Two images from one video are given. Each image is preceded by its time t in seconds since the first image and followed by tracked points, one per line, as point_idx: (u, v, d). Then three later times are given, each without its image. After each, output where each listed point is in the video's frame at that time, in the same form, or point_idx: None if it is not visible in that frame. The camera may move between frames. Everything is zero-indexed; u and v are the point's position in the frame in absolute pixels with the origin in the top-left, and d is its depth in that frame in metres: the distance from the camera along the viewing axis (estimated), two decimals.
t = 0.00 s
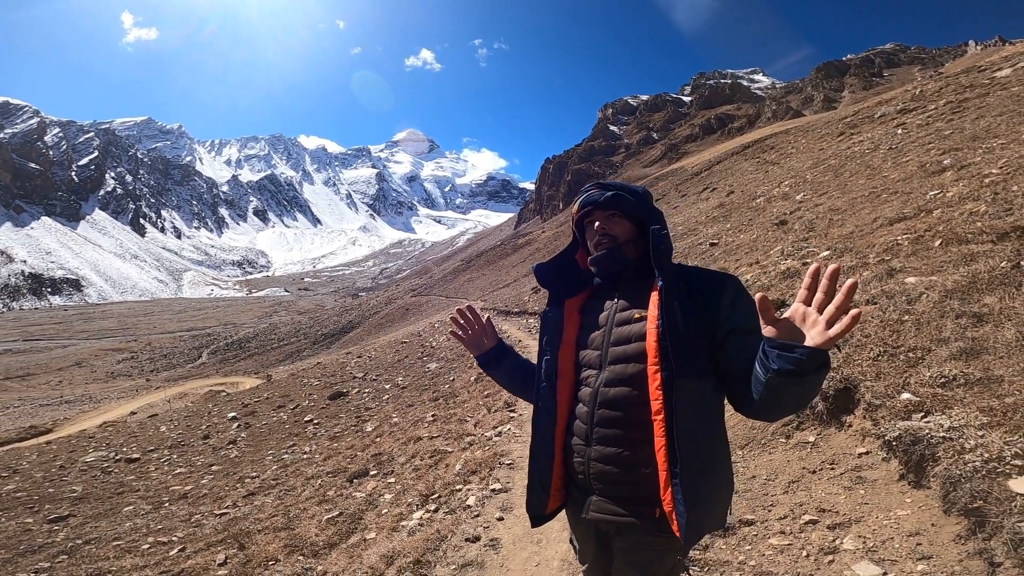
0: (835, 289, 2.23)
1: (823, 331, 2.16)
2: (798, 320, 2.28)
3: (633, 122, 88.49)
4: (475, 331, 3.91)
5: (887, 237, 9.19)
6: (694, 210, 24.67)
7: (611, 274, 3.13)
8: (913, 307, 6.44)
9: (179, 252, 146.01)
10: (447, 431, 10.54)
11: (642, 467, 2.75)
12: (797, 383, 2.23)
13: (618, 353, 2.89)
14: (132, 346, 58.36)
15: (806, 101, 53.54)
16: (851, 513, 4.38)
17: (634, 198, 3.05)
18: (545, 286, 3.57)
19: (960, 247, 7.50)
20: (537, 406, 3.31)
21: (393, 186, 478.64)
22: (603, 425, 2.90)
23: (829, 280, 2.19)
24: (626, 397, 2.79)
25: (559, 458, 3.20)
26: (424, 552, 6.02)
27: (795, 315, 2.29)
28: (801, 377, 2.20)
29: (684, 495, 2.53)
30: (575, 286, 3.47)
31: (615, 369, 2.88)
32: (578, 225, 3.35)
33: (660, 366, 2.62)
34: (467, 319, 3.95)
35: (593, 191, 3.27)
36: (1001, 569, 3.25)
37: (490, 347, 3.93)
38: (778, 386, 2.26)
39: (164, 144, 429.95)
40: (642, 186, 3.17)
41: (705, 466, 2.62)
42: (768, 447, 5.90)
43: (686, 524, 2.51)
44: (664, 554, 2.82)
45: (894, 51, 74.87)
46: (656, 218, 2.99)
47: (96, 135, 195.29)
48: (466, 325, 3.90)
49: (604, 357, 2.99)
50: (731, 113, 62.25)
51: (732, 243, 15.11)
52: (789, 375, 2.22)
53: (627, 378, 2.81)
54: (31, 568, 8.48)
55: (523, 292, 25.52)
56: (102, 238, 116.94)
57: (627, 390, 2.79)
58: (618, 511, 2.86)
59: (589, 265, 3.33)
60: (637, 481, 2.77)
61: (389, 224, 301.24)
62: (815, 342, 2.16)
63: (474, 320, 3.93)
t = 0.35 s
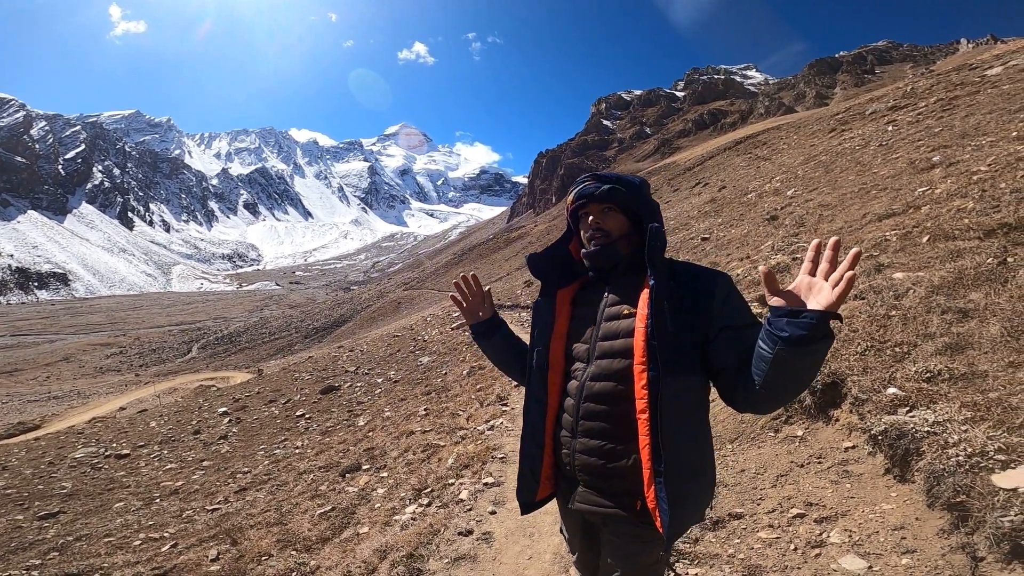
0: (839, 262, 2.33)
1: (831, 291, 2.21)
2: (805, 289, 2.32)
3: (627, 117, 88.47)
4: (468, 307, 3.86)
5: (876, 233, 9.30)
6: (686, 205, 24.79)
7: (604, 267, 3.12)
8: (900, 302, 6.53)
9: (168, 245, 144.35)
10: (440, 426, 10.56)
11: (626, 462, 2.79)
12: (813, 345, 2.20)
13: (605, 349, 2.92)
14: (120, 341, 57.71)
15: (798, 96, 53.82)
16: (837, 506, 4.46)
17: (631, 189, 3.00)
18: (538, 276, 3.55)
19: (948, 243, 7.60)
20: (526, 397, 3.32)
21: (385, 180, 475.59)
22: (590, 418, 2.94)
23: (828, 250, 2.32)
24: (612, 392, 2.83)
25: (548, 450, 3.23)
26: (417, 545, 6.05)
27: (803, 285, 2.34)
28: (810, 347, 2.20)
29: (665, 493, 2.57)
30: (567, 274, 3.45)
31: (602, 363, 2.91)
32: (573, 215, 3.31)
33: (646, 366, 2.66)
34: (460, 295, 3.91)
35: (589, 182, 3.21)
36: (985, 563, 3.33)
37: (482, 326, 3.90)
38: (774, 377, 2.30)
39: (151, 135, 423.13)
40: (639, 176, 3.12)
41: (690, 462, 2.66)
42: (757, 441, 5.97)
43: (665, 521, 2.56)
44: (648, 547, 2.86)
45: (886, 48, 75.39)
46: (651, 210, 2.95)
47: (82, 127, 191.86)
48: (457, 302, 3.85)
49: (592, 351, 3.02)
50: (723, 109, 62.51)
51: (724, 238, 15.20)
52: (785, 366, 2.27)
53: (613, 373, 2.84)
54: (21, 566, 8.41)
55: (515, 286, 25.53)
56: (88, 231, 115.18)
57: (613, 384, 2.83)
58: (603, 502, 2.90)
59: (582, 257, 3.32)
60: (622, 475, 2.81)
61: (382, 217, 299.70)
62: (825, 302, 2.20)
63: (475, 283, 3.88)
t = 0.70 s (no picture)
0: (875, 316, 2.16)
1: (835, 345, 2.14)
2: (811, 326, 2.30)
3: (620, 115, 88.66)
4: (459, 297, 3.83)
5: (864, 232, 9.40)
6: (678, 203, 24.93)
7: (599, 264, 3.13)
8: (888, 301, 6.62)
9: (157, 242, 142.73)
10: (432, 424, 10.55)
11: (615, 461, 2.82)
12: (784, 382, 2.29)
13: (598, 349, 2.93)
14: (108, 339, 57.01)
15: (790, 96, 54.26)
16: (826, 504, 4.52)
17: (632, 187, 2.99)
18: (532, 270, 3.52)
19: (935, 242, 7.71)
20: (517, 395, 3.31)
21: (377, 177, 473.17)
22: (580, 417, 2.96)
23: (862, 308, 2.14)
24: (603, 393, 2.84)
25: (538, 449, 3.23)
26: (409, 544, 6.04)
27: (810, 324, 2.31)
28: (793, 385, 2.25)
29: (657, 496, 2.60)
30: (562, 268, 3.44)
31: (595, 365, 2.92)
32: (570, 211, 3.28)
33: (640, 369, 2.67)
34: (452, 284, 3.87)
35: (589, 178, 3.18)
36: (970, 560, 3.40)
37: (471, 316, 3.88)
38: (762, 392, 2.35)
39: (139, 131, 417.16)
40: (640, 175, 3.10)
41: (678, 464, 2.70)
42: (747, 439, 6.03)
43: (656, 521, 2.60)
44: (636, 546, 2.90)
45: (877, 49, 76.15)
46: (652, 210, 2.94)
47: (70, 122, 189.22)
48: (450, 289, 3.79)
49: (584, 352, 3.03)
50: (715, 109, 62.93)
51: (715, 236, 15.30)
52: (773, 389, 2.31)
53: (606, 374, 2.85)
54: (9, 566, 8.30)
55: (508, 284, 25.52)
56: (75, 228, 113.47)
57: (605, 385, 2.85)
58: (593, 501, 2.92)
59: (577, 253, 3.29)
60: (612, 475, 2.82)
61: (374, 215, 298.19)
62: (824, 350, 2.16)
63: (460, 281, 3.87)
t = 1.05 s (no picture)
0: (871, 335, 2.11)
1: (828, 358, 2.12)
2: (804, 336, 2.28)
3: (614, 114, 88.78)
4: (451, 297, 3.79)
5: (855, 232, 9.47)
6: (671, 202, 25.05)
7: (593, 262, 3.11)
8: (878, 301, 6.69)
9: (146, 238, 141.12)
10: (424, 422, 10.52)
11: (612, 461, 2.81)
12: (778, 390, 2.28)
13: (593, 349, 2.92)
14: (96, 336, 56.31)
15: (783, 96, 54.64)
16: (817, 502, 4.55)
17: (623, 186, 2.96)
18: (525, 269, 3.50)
19: (924, 243, 7.80)
20: (512, 393, 3.30)
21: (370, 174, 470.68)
22: (575, 416, 2.95)
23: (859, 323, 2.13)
24: (599, 392, 2.83)
25: (533, 448, 3.22)
26: (402, 543, 6.02)
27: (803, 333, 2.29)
28: (790, 391, 2.24)
29: (653, 495, 2.60)
30: (555, 267, 3.43)
31: (590, 364, 2.91)
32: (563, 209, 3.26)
33: (636, 370, 2.67)
34: (444, 285, 3.83)
35: (581, 176, 3.16)
36: (959, 559, 3.44)
37: (465, 316, 3.84)
38: (757, 398, 2.35)
39: (128, 125, 411.92)
40: (633, 172, 3.08)
41: (675, 465, 2.69)
42: (739, 437, 6.06)
43: (652, 522, 2.60)
44: (633, 546, 2.89)
45: (869, 50, 76.83)
46: (644, 209, 2.93)
47: (57, 116, 186.43)
48: (442, 290, 3.76)
49: (579, 352, 3.01)
50: (709, 108, 63.28)
51: (707, 235, 15.37)
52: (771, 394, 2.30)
53: (601, 374, 2.84)
54: None
55: (501, 282, 25.50)
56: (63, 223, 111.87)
57: (600, 385, 2.84)
58: (590, 501, 2.91)
59: (570, 252, 3.28)
60: (607, 475, 2.82)
61: (366, 212, 296.70)
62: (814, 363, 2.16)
63: (452, 280, 3.83)
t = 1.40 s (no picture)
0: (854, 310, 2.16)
1: (826, 343, 2.16)
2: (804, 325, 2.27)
3: (612, 114, 88.86)
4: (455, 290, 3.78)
5: (852, 233, 9.50)
6: (668, 202, 25.09)
7: (593, 261, 3.10)
8: (876, 301, 6.71)
9: (142, 237, 140.55)
10: (422, 421, 10.49)
11: (614, 461, 2.80)
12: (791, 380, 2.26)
13: (596, 349, 2.91)
14: (91, 334, 56.04)
15: (781, 97, 54.78)
16: (816, 503, 4.56)
17: (625, 184, 2.95)
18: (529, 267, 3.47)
19: (922, 244, 7.82)
20: (514, 392, 3.29)
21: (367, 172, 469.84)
22: (577, 416, 2.94)
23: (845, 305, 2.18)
24: (601, 392, 2.83)
25: (535, 447, 3.20)
26: (401, 543, 6.00)
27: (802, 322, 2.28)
28: (794, 387, 2.22)
29: (653, 496, 2.59)
30: (558, 265, 3.42)
31: (592, 364, 2.90)
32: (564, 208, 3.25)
33: (637, 369, 2.65)
34: (450, 276, 3.82)
35: (583, 174, 3.14)
36: (957, 559, 3.46)
37: (467, 313, 3.82)
38: (759, 397, 2.33)
39: (124, 123, 409.94)
40: (636, 171, 3.06)
41: (675, 464, 2.68)
42: (737, 438, 6.06)
43: (653, 524, 2.57)
44: (635, 547, 2.88)
45: (866, 51, 77.06)
46: (646, 209, 2.91)
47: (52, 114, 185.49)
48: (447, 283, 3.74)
49: (581, 352, 3.01)
50: (707, 108, 63.44)
51: (705, 235, 15.39)
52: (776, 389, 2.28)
53: (603, 373, 2.84)
54: None
55: (498, 281, 25.48)
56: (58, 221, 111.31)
57: (603, 384, 2.83)
58: (591, 503, 2.89)
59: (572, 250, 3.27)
60: (608, 475, 2.81)
61: (363, 211, 296.15)
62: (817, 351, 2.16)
63: (457, 274, 3.81)
